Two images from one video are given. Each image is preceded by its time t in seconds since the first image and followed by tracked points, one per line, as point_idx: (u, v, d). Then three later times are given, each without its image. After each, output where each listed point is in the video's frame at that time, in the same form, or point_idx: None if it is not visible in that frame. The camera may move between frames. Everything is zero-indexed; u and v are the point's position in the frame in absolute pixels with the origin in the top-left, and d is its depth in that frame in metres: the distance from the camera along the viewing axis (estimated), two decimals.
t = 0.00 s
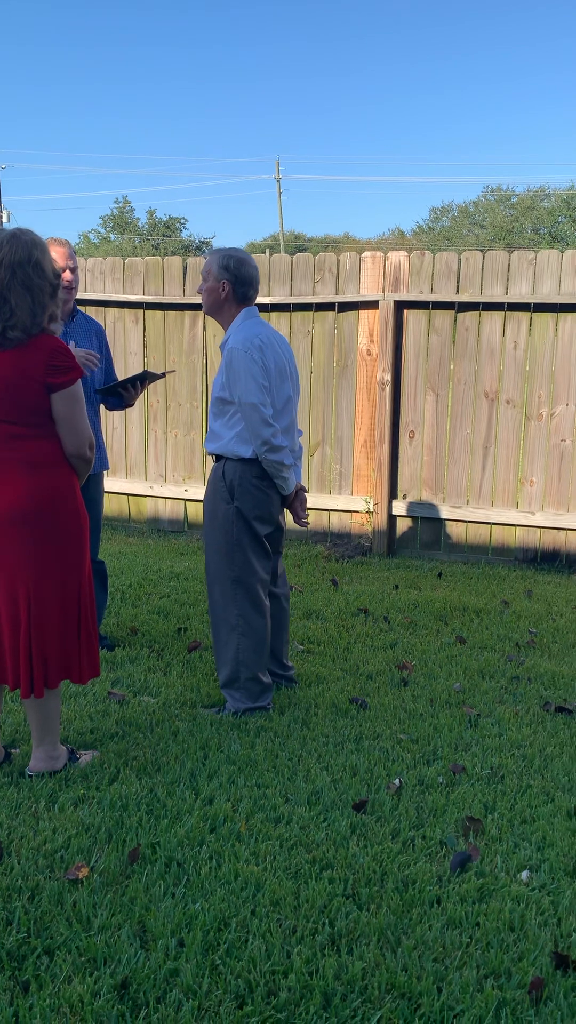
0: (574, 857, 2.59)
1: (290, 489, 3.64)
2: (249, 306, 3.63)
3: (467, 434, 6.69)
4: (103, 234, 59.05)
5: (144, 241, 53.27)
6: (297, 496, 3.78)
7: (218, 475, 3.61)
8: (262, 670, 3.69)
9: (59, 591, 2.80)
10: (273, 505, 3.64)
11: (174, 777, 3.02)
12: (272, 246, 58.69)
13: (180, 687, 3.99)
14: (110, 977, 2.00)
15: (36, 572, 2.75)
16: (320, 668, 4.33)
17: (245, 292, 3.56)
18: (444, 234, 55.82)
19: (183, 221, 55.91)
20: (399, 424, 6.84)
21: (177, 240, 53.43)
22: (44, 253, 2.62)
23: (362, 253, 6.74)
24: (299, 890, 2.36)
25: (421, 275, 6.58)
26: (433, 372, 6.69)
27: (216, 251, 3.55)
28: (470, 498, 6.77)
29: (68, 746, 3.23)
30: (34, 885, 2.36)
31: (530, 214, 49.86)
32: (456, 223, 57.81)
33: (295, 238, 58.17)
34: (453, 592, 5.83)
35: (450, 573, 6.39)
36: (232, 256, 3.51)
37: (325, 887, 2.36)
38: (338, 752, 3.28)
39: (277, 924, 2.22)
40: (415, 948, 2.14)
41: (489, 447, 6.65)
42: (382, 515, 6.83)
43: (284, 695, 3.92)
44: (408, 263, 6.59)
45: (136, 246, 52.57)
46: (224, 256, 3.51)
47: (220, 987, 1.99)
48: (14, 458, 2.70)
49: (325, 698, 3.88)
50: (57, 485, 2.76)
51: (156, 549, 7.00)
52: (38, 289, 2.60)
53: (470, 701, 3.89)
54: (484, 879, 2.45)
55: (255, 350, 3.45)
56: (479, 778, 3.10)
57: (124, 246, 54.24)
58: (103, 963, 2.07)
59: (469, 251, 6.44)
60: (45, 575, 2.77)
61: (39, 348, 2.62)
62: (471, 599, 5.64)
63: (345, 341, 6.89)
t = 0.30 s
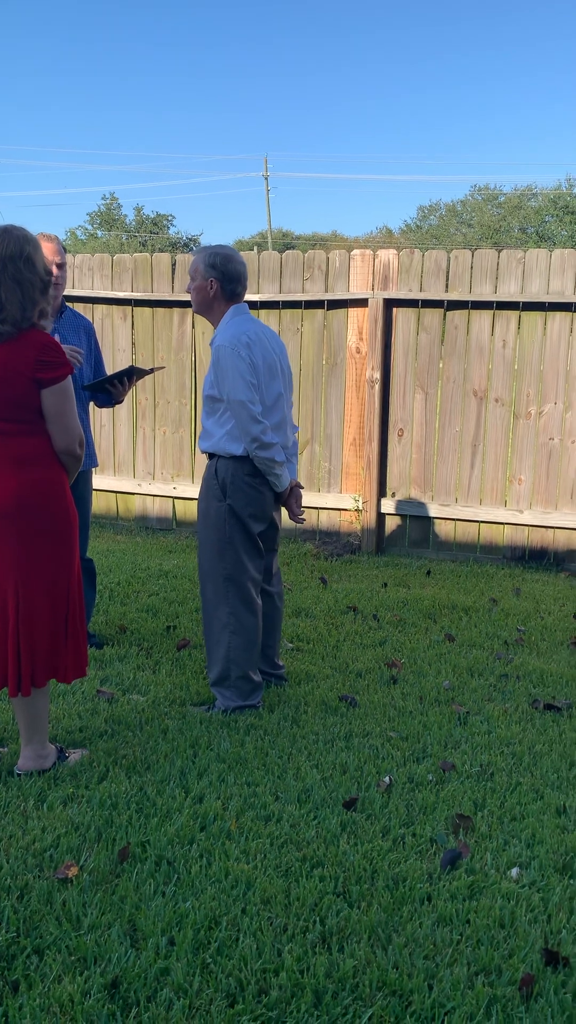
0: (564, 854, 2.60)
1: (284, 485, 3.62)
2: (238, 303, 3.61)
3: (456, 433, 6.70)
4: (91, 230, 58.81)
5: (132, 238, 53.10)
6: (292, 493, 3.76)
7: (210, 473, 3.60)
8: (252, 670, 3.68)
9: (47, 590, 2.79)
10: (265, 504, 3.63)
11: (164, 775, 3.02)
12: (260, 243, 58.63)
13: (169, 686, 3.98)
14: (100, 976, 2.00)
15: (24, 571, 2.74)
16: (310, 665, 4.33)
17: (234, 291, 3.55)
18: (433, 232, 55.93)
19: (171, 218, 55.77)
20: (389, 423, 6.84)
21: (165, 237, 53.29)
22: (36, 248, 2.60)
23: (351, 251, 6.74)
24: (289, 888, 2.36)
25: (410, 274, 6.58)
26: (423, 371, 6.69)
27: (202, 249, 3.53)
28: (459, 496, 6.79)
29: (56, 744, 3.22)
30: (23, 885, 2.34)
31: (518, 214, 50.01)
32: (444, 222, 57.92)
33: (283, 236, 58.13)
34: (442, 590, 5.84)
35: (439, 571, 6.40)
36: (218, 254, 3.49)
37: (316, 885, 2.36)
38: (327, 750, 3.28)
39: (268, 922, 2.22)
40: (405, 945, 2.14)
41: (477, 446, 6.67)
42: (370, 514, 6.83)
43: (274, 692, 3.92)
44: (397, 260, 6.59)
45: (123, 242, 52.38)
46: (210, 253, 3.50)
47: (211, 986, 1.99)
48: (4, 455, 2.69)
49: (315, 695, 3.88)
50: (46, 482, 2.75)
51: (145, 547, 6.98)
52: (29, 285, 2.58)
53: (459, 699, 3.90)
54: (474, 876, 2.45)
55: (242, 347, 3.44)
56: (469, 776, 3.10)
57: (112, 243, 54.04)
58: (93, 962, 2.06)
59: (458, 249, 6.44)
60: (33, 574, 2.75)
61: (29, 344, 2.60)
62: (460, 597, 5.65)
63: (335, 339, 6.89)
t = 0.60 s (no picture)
0: (551, 850, 2.62)
1: (271, 483, 3.61)
2: (224, 302, 3.61)
3: (443, 432, 6.72)
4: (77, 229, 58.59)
5: (119, 237, 52.94)
6: (281, 492, 3.76)
7: (198, 472, 3.60)
8: (240, 669, 3.68)
9: (35, 590, 2.78)
10: (252, 503, 3.62)
11: (152, 774, 3.01)
12: (247, 242, 58.58)
13: (157, 685, 3.97)
14: (89, 976, 1.99)
15: (12, 571, 2.73)
16: (298, 664, 4.34)
17: (220, 290, 3.55)
18: (419, 232, 56.05)
19: (158, 217, 55.63)
20: (376, 422, 6.85)
21: (152, 236, 53.17)
22: (24, 247, 2.59)
23: (339, 251, 6.74)
24: (278, 886, 2.36)
25: (397, 273, 6.59)
26: (410, 370, 6.71)
27: (187, 248, 3.53)
28: (446, 495, 6.81)
29: (44, 744, 3.20)
30: (12, 885, 2.34)
31: (504, 213, 50.20)
32: (430, 221, 58.06)
33: (270, 235, 58.09)
34: (430, 588, 5.86)
35: (426, 569, 6.41)
36: (202, 252, 3.49)
37: (305, 883, 2.36)
38: (316, 748, 3.28)
39: (257, 921, 2.22)
40: (394, 942, 2.15)
41: (464, 445, 6.70)
42: (358, 514, 6.84)
43: (263, 691, 3.92)
44: (384, 260, 6.60)
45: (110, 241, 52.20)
46: (194, 252, 3.49)
47: (200, 985, 1.99)
48: None
49: (303, 693, 3.89)
50: (33, 482, 2.74)
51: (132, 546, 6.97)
52: (16, 284, 2.57)
53: (447, 696, 3.91)
54: (462, 873, 2.46)
55: (226, 346, 3.43)
56: (457, 774, 3.11)
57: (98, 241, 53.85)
58: (82, 962, 2.06)
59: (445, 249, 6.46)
60: (21, 574, 2.74)
61: (17, 344, 2.59)
62: (447, 595, 5.67)
63: (322, 339, 6.90)
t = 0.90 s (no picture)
0: (540, 849, 2.63)
1: (256, 484, 3.60)
2: (215, 302, 3.61)
3: (431, 432, 6.74)
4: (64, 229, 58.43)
5: (106, 237, 52.84)
6: (264, 496, 3.76)
7: (183, 473, 3.60)
8: (228, 669, 3.67)
9: (26, 590, 2.77)
10: (237, 503, 3.61)
11: (142, 776, 3.00)
12: (235, 243, 58.54)
13: (146, 686, 3.96)
14: (79, 979, 1.98)
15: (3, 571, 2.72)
16: (288, 665, 4.34)
17: (210, 290, 3.54)
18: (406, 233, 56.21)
19: (145, 217, 55.53)
20: (365, 422, 6.86)
21: (140, 236, 53.07)
22: (13, 248, 2.57)
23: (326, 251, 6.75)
24: (268, 888, 2.36)
25: (385, 273, 6.60)
26: (398, 370, 6.72)
27: (178, 248, 3.52)
28: (435, 495, 6.82)
29: (33, 747, 3.19)
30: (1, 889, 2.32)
31: (492, 214, 50.37)
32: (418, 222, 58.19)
33: (257, 235, 58.10)
34: (419, 588, 5.87)
35: (415, 569, 6.42)
36: (192, 251, 3.48)
37: (295, 884, 2.36)
38: (305, 749, 3.28)
39: (247, 922, 2.22)
40: (384, 942, 2.15)
41: (452, 445, 6.71)
42: (347, 514, 6.85)
43: (252, 692, 3.91)
44: (372, 260, 6.61)
45: (97, 241, 52.06)
46: (184, 252, 3.48)
47: (190, 987, 1.98)
48: None
49: (292, 694, 3.89)
50: (21, 483, 2.73)
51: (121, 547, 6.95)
52: (5, 285, 2.55)
53: (436, 695, 3.92)
54: (452, 872, 2.47)
55: (216, 346, 3.43)
56: (446, 774, 3.11)
57: (86, 241, 53.70)
58: (72, 965, 2.05)
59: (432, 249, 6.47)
60: (11, 574, 2.73)
61: (5, 345, 2.57)
62: (437, 595, 5.67)
63: (310, 339, 6.90)
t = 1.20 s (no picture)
0: (533, 848, 2.63)
1: (246, 485, 3.60)
2: (208, 302, 3.61)
3: (423, 432, 6.74)
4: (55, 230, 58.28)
5: (98, 238, 52.73)
6: (254, 496, 3.76)
7: (173, 472, 3.59)
8: (220, 668, 3.67)
9: (19, 590, 2.76)
10: (227, 503, 3.61)
11: (134, 777, 3.00)
12: (227, 243, 58.49)
13: (138, 687, 3.95)
14: (71, 980, 1.98)
15: None
16: (280, 665, 4.33)
17: (204, 288, 3.54)
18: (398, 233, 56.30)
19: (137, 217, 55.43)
20: (357, 422, 6.86)
21: (131, 236, 53.01)
22: (4, 248, 2.55)
23: (318, 251, 6.74)
24: (261, 888, 2.35)
25: (377, 273, 6.61)
26: (390, 370, 6.72)
27: (170, 247, 3.52)
28: (427, 494, 6.83)
29: (24, 748, 3.18)
30: None
31: (483, 214, 50.48)
32: (410, 223, 58.27)
33: (249, 235, 58.06)
34: (411, 587, 5.87)
35: (408, 569, 6.43)
36: (186, 249, 3.48)
37: (288, 884, 2.36)
38: (298, 749, 3.28)
39: (240, 922, 2.21)
40: (377, 942, 2.15)
41: (445, 444, 6.72)
42: (339, 514, 6.85)
43: (245, 692, 3.91)
44: (364, 260, 6.61)
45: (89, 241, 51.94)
46: (177, 251, 3.48)
47: (183, 988, 1.97)
48: None
49: (285, 694, 3.88)
50: (12, 481, 2.71)
51: (113, 548, 6.93)
52: None
53: (429, 695, 3.92)
54: (444, 872, 2.47)
55: (212, 346, 3.42)
56: (439, 773, 3.12)
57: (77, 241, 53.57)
58: (64, 967, 2.04)
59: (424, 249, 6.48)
60: (5, 574, 2.72)
61: None
62: (429, 595, 5.68)
63: (302, 339, 6.90)
